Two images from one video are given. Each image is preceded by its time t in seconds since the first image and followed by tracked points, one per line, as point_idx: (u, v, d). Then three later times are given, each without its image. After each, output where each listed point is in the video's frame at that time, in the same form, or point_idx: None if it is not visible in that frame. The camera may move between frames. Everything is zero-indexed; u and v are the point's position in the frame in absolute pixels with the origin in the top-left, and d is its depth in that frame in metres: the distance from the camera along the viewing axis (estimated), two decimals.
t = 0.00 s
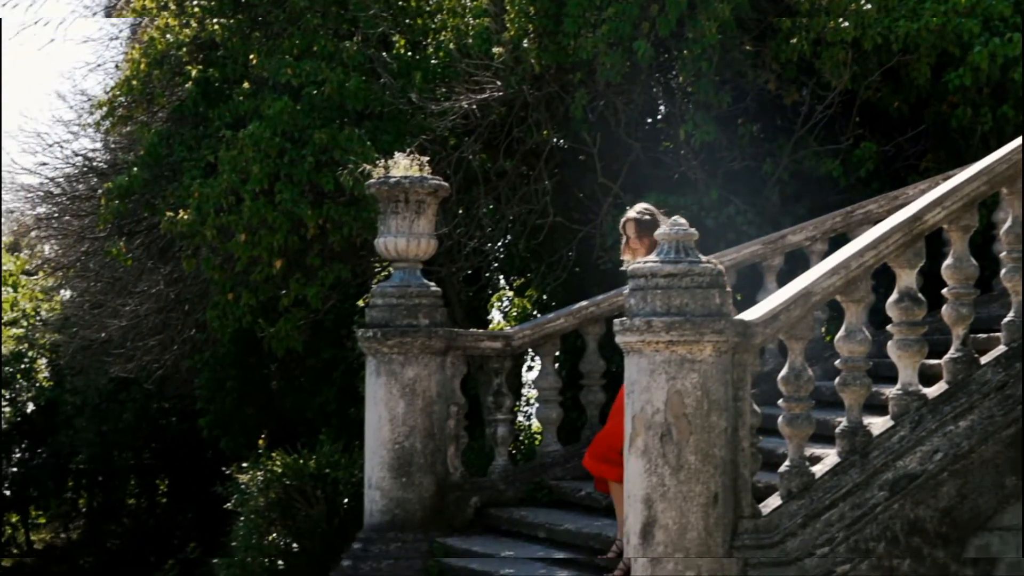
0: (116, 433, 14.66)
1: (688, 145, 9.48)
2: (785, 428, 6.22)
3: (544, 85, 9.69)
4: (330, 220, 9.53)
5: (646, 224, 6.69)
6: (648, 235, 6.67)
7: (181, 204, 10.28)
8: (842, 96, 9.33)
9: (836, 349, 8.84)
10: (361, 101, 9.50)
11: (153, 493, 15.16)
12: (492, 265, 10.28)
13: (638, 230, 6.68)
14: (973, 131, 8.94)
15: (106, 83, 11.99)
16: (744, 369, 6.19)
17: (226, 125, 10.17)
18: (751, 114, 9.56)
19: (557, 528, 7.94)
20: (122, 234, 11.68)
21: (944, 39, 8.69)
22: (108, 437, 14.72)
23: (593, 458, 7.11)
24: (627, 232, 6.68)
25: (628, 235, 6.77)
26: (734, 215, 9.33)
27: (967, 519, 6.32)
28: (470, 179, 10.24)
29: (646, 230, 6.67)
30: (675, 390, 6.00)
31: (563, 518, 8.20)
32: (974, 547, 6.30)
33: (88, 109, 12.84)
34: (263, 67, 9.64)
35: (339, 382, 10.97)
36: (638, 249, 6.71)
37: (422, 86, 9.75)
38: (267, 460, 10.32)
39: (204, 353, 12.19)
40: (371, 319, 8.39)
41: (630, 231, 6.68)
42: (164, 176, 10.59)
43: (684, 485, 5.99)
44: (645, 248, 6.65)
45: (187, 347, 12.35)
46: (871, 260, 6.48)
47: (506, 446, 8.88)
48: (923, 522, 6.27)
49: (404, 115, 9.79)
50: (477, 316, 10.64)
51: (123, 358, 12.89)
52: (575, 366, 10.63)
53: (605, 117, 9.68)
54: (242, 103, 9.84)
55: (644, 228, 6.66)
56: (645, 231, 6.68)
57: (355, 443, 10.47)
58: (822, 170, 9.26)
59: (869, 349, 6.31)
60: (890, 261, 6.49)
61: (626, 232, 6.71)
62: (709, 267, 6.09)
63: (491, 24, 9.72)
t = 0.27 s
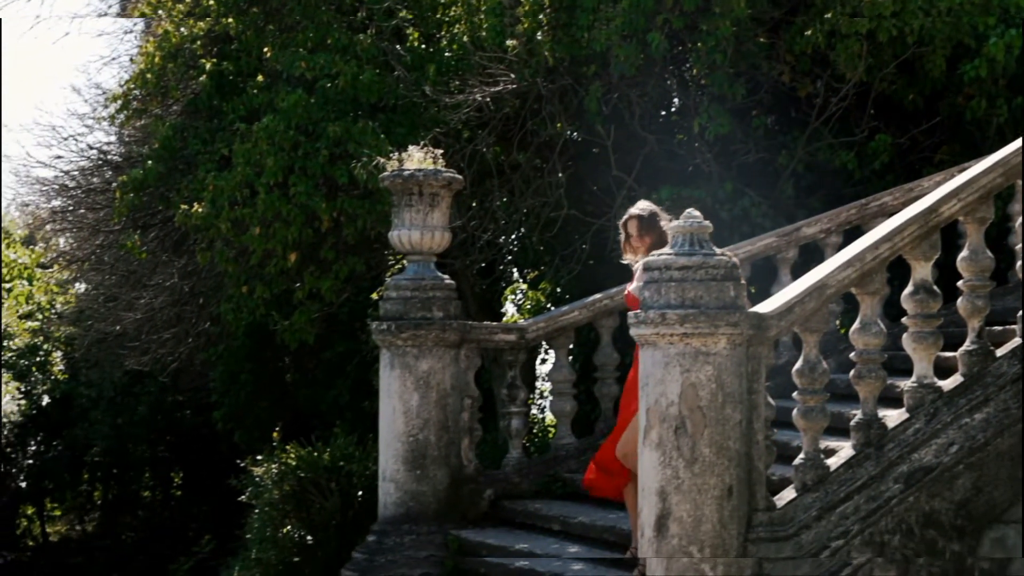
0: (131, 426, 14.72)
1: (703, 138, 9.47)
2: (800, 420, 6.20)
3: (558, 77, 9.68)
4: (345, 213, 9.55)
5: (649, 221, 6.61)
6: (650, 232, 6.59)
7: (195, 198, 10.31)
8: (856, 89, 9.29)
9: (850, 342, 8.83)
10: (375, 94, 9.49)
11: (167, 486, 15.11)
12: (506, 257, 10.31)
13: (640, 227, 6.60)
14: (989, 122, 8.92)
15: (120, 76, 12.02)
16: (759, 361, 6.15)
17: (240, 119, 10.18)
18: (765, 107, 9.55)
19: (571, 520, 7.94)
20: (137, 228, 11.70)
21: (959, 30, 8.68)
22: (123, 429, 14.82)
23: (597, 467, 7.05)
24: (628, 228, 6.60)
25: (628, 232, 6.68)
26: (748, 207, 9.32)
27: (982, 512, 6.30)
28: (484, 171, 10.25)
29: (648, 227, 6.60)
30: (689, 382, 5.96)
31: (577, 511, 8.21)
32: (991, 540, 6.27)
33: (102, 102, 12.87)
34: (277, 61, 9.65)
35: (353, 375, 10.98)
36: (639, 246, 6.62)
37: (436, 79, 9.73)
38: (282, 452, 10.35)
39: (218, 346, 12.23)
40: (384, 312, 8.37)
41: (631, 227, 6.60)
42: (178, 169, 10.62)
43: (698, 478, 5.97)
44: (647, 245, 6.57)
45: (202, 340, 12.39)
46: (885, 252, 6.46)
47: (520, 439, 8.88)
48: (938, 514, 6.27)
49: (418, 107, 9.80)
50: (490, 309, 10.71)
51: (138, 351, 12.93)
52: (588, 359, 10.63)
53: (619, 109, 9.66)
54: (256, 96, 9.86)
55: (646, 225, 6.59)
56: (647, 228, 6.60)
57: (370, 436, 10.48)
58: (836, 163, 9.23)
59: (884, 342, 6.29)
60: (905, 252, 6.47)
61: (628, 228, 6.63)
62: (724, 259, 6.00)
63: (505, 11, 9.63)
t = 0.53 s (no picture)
0: (145, 418, 15.06)
1: (716, 130, 9.52)
2: (815, 413, 6.17)
3: (571, 70, 9.67)
4: (359, 206, 9.57)
5: (653, 220, 6.70)
6: (655, 231, 6.67)
7: (210, 190, 10.34)
8: (871, 81, 9.25)
9: (865, 335, 8.81)
10: (389, 87, 9.50)
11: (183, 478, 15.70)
12: (519, 250, 10.31)
13: (644, 225, 6.69)
14: (1005, 114, 8.85)
15: (135, 69, 12.06)
16: (773, 353, 6.11)
17: (254, 112, 10.20)
18: (779, 99, 9.54)
19: (585, 514, 7.92)
20: (152, 221, 11.73)
21: (975, 21, 8.64)
22: (138, 422, 15.11)
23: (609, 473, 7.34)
24: (632, 226, 6.68)
25: (632, 232, 6.77)
26: (762, 200, 9.31)
27: (997, 504, 6.31)
28: (498, 164, 10.28)
29: (652, 227, 6.68)
30: (703, 375, 5.92)
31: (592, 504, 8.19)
32: (1006, 533, 6.28)
33: (117, 95, 12.90)
34: (290, 54, 9.64)
35: (367, 368, 11.00)
36: (643, 245, 6.70)
37: (449, 72, 9.80)
38: (296, 445, 10.38)
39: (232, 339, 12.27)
40: (399, 305, 8.41)
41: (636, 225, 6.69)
42: (192, 162, 10.65)
43: (712, 470, 5.92)
44: (651, 244, 6.65)
45: (216, 333, 12.43)
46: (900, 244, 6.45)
47: (534, 432, 8.90)
48: (953, 507, 6.25)
49: (431, 100, 9.82)
50: (504, 303, 10.69)
51: (152, 344, 12.98)
52: (602, 352, 10.63)
53: (633, 102, 9.66)
54: (270, 89, 9.88)
55: (651, 223, 6.68)
56: (652, 227, 6.69)
57: (383, 429, 10.50)
58: (850, 155, 9.19)
59: (899, 334, 6.25)
60: (921, 244, 6.47)
61: (632, 226, 6.71)
62: (739, 252, 6.00)
63: None
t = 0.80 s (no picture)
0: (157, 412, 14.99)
1: (728, 124, 9.52)
2: (827, 407, 6.17)
3: (583, 64, 9.66)
4: (370, 200, 9.59)
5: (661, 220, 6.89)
6: (660, 231, 6.83)
7: (222, 184, 10.37)
8: (883, 74, 9.21)
9: (877, 329, 8.80)
10: (401, 81, 9.52)
11: (194, 472, 15.69)
12: (531, 244, 10.31)
13: (651, 224, 6.86)
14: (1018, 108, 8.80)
15: (147, 64, 12.10)
16: (786, 347, 6.12)
17: (266, 106, 10.22)
18: (791, 93, 9.51)
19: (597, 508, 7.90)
20: (164, 215, 11.71)
21: (991, 14, 8.60)
22: (150, 415, 15.11)
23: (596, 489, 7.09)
24: (640, 222, 6.86)
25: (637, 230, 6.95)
26: (774, 194, 9.28)
27: (1011, 497, 6.30)
28: (509, 158, 10.29)
29: (658, 226, 6.86)
30: (715, 368, 5.91)
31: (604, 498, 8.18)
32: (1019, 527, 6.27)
33: (129, 90, 12.93)
34: (303, 48, 9.68)
35: (379, 362, 11.01)
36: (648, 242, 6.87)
37: (461, 66, 9.81)
38: (308, 438, 10.40)
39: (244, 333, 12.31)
40: (410, 299, 8.42)
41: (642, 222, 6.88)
42: (204, 157, 10.69)
43: (725, 464, 5.92)
44: (656, 241, 6.81)
45: (228, 327, 12.47)
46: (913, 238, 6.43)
47: (546, 425, 8.91)
48: (966, 501, 6.24)
49: (443, 94, 9.87)
50: (516, 297, 10.72)
51: (164, 338, 13.03)
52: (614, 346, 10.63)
53: (645, 95, 9.64)
54: (281, 83, 9.89)
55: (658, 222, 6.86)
56: (657, 226, 6.86)
57: (395, 423, 10.51)
58: (863, 149, 9.15)
59: (912, 328, 6.26)
60: (933, 238, 6.44)
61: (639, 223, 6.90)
62: (751, 245, 5.98)
63: None
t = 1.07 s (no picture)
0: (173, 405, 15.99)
1: (742, 116, 9.50)
2: (840, 400, 6.14)
3: (597, 56, 9.65)
4: (384, 193, 9.60)
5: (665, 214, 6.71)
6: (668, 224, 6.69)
7: (236, 178, 10.40)
8: (898, 66, 9.17)
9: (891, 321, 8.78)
10: (413, 74, 9.53)
11: (208, 464, 16.58)
12: (544, 238, 10.32)
13: (656, 217, 6.70)
14: None
15: (161, 58, 12.13)
16: (800, 340, 6.08)
17: (279, 99, 10.23)
18: (805, 85, 9.49)
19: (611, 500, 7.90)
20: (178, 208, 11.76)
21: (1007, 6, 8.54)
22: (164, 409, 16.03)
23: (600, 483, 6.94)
24: (644, 214, 6.67)
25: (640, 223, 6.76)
26: (788, 186, 9.25)
27: None
28: (523, 151, 10.30)
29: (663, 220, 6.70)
30: (730, 361, 5.91)
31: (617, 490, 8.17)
32: None
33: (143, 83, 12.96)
34: (315, 41, 9.66)
35: (392, 356, 11.02)
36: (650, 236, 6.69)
37: (473, 59, 9.80)
38: (322, 431, 10.42)
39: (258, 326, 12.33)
40: (424, 292, 8.43)
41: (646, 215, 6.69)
42: (218, 150, 10.72)
43: (739, 457, 5.92)
44: (659, 235, 6.63)
45: (242, 321, 12.49)
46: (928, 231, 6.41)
47: (559, 418, 8.88)
48: (981, 493, 6.21)
49: (456, 87, 9.90)
50: (528, 289, 10.80)
51: (179, 332, 13.07)
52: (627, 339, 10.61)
53: (658, 87, 9.66)
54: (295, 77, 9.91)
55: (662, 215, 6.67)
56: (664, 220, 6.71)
57: (408, 416, 10.51)
58: (877, 141, 9.12)
59: (926, 320, 6.21)
60: (948, 230, 6.41)
61: (642, 216, 6.71)
62: (765, 238, 5.98)
63: None
